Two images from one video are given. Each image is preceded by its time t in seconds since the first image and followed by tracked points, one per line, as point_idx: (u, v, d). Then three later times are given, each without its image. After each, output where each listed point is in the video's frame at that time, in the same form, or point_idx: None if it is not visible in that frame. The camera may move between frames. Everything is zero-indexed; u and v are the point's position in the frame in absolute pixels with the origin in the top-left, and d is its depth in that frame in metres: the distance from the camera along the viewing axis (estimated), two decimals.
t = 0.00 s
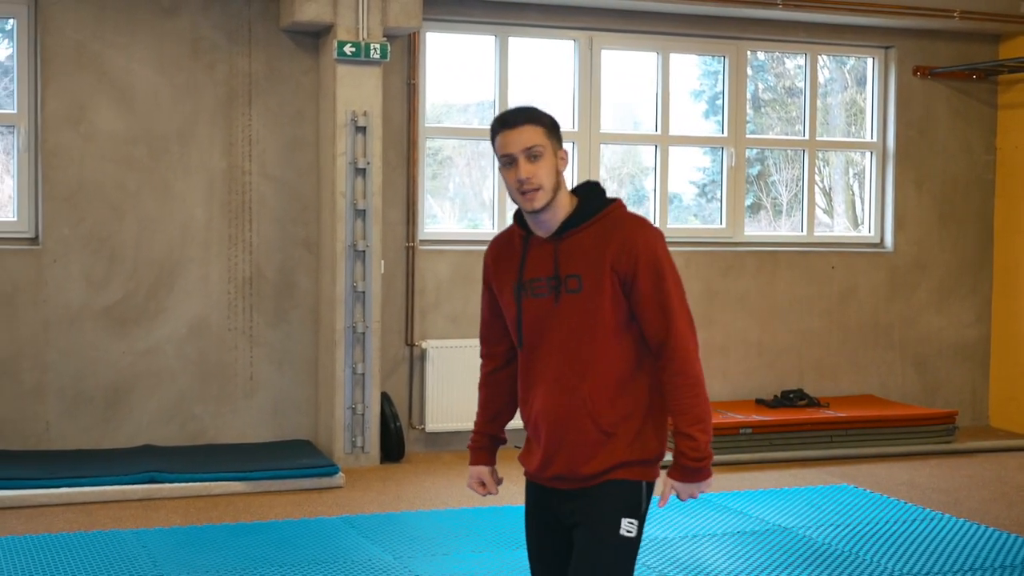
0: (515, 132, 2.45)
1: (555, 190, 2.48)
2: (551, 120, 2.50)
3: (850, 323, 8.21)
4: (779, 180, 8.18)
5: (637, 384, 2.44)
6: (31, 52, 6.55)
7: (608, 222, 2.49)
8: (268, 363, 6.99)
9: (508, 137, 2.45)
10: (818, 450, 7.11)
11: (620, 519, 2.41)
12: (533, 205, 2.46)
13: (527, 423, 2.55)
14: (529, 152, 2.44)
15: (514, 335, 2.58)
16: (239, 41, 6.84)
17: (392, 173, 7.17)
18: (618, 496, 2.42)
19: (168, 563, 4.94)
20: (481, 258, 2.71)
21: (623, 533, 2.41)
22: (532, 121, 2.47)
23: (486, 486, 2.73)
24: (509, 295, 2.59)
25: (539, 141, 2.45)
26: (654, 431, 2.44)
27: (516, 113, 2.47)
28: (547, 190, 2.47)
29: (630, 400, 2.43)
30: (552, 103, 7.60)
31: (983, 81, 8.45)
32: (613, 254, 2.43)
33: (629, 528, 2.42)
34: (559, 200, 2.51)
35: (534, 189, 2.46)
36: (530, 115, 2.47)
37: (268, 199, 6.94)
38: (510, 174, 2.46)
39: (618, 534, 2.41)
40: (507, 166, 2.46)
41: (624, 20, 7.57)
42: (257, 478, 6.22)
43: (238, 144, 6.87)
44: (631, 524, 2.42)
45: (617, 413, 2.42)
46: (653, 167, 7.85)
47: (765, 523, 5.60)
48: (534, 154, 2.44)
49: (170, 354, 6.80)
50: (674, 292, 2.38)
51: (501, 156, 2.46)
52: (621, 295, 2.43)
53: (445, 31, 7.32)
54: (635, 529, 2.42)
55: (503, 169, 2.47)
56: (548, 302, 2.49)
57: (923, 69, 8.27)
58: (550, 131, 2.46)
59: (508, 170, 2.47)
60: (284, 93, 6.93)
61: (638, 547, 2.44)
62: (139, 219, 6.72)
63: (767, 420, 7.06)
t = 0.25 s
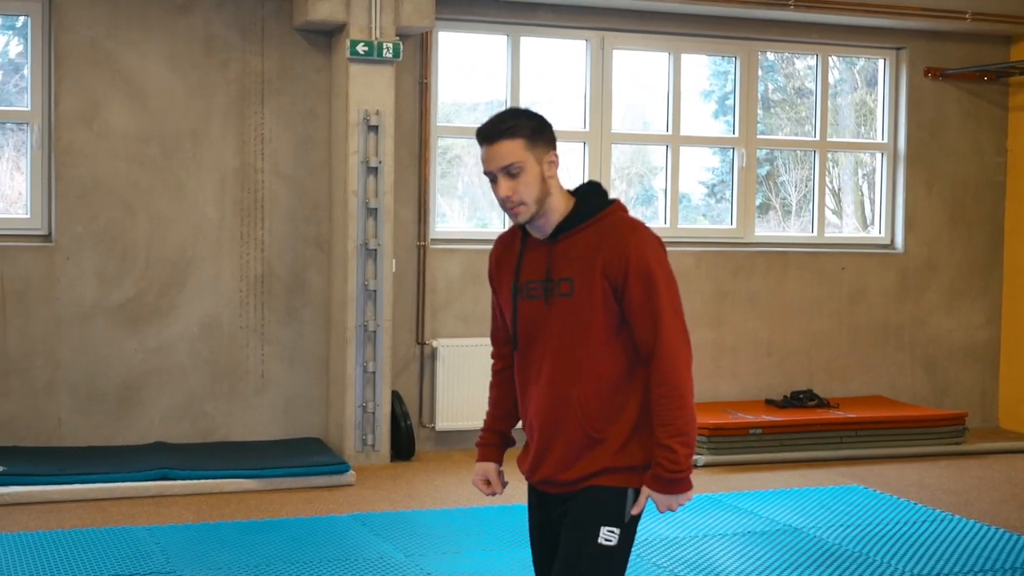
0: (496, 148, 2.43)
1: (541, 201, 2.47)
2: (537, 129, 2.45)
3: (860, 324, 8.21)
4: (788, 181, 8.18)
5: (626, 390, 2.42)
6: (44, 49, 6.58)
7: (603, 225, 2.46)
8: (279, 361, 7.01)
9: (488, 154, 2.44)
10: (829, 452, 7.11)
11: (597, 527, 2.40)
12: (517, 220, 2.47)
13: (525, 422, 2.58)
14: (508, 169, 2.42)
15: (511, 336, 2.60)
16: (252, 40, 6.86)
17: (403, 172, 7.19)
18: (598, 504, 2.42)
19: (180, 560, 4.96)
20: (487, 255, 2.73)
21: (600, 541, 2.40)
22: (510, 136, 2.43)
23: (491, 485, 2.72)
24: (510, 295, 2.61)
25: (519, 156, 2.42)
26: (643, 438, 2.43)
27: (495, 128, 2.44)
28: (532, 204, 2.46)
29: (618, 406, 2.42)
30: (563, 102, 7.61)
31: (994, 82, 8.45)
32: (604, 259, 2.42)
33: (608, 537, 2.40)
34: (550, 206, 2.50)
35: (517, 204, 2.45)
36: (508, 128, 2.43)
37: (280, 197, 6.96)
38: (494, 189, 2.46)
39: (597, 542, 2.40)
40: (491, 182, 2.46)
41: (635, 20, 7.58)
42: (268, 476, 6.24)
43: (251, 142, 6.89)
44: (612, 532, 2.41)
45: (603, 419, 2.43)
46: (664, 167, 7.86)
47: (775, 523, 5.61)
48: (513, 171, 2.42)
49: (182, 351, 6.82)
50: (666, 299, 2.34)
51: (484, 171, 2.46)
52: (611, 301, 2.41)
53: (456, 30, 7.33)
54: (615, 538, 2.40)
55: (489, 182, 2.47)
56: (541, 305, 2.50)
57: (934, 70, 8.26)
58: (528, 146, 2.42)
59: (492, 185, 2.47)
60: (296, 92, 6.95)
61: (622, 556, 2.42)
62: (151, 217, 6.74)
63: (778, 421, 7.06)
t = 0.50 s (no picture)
0: (507, 151, 2.48)
1: (553, 203, 2.51)
2: (548, 131, 2.47)
3: (874, 323, 8.22)
4: (800, 180, 8.18)
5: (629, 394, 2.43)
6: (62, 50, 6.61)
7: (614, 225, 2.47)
8: (296, 360, 7.04)
9: (499, 159, 2.49)
10: (844, 451, 7.12)
11: (605, 531, 2.42)
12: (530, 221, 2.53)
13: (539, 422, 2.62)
14: (518, 174, 2.47)
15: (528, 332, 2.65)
16: (269, 40, 6.88)
17: (419, 172, 7.21)
18: (604, 508, 2.43)
19: (201, 558, 4.98)
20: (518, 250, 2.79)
21: (607, 545, 2.41)
22: (518, 140, 2.47)
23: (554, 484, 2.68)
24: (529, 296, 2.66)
25: (529, 161, 2.46)
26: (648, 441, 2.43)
27: (505, 132, 2.48)
28: (543, 206, 2.50)
29: (622, 408, 2.43)
30: (578, 102, 7.62)
31: (1009, 82, 8.44)
32: (610, 261, 2.43)
33: (614, 540, 2.42)
34: (564, 205, 2.53)
35: (529, 207, 2.50)
36: (517, 132, 2.47)
37: (297, 196, 6.98)
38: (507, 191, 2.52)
39: (603, 545, 2.42)
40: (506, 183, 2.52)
41: (651, 19, 7.59)
42: (286, 474, 6.27)
43: (267, 142, 6.92)
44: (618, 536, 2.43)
45: (607, 420, 2.44)
46: (679, 166, 7.87)
47: (792, 522, 5.62)
48: (523, 176, 2.47)
49: (198, 350, 6.85)
50: (670, 303, 2.32)
51: (498, 173, 2.51)
52: (616, 304, 2.42)
53: (472, 30, 7.34)
54: (621, 542, 2.42)
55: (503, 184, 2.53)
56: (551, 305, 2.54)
57: (949, 70, 8.26)
58: (535, 151, 2.45)
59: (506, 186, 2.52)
60: (312, 91, 6.98)
61: (631, 558, 2.44)
62: (168, 217, 6.76)
63: (792, 420, 7.07)
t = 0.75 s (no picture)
0: (521, 137, 2.51)
1: (559, 194, 2.52)
2: (562, 122, 2.50)
3: (885, 323, 8.23)
4: (809, 180, 8.19)
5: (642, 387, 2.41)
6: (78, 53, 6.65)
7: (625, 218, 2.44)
8: (309, 360, 7.07)
9: (512, 144, 2.53)
10: (856, 450, 7.14)
11: (615, 531, 2.41)
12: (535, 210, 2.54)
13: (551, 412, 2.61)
14: (529, 159, 2.50)
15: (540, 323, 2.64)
16: (283, 41, 6.92)
17: (432, 172, 7.24)
18: (614, 508, 2.42)
19: (219, 556, 5.01)
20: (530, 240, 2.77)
21: (619, 545, 2.41)
22: (532, 126, 2.50)
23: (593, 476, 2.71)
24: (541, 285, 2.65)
25: (540, 148, 2.49)
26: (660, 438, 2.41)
27: (520, 117, 2.52)
28: (548, 195, 2.51)
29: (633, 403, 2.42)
30: (589, 102, 7.63)
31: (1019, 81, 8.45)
32: (624, 254, 2.41)
33: (626, 540, 2.41)
34: (572, 199, 2.53)
35: (535, 195, 2.52)
36: (532, 119, 2.51)
37: (310, 196, 7.01)
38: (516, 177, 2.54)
39: (616, 545, 2.41)
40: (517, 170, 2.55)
41: (662, 19, 7.61)
42: (300, 473, 6.30)
43: (281, 143, 6.95)
44: (630, 534, 2.42)
45: (619, 413, 2.43)
46: (691, 167, 7.89)
47: (805, 520, 5.64)
48: (533, 161, 2.50)
49: (213, 350, 6.88)
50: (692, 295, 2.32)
51: (510, 158, 2.54)
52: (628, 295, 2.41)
53: (484, 30, 7.36)
54: (634, 541, 2.42)
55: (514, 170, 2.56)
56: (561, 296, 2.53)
57: (960, 69, 8.27)
58: (547, 137, 2.48)
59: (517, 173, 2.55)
60: (325, 92, 7.01)
61: (644, 556, 2.43)
62: (182, 217, 6.80)
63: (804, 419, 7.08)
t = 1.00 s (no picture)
0: (568, 123, 2.53)
1: (601, 182, 2.52)
2: (610, 112, 2.52)
3: (895, 325, 8.23)
4: (817, 183, 8.20)
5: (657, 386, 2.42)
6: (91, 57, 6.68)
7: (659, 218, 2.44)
8: (320, 362, 7.08)
9: (559, 129, 2.54)
10: (865, 452, 7.15)
11: (632, 531, 2.43)
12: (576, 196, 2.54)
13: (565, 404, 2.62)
14: (575, 145, 2.51)
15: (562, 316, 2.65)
16: (294, 44, 6.95)
17: (443, 176, 7.25)
18: (630, 509, 2.44)
19: (233, 558, 5.03)
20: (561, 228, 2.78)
21: (636, 546, 2.42)
22: (581, 114, 2.52)
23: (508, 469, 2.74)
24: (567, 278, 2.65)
25: (588, 135, 2.50)
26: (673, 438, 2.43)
27: (570, 105, 2.54)
28: (590, 183, 2.52)
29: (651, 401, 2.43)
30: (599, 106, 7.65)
31: None
32: (647, 254, 2.42)
33: (643, 541, 2.42)
34: (613, 189, 2.54)
35: (578, 181, 2.53)
36: (581, 106, 2.52)
37: (322, 199, 7.03)
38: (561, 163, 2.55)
39: (632, 545, 2.42)
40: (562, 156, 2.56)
41: (671, 22, 7.63)
42: (312, 476, 6.32)
43: (292, 146, 6.97)
44: (646, 536, 2.43)
45: (634, 409, 2.43)
46: (700, 169, 7.89)
47: (818, 522, 5.64)
48: (579, 148, 2.51)
49: (224, 353, 6.89)
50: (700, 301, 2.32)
51: (556, 145, 2.56)
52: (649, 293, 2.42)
53: (494, 34, 7.38)
54: (650, 542, 2.42)
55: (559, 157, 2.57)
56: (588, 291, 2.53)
57: (969, 72, 8.28)
58: (595, 125, 2.49)
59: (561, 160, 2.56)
60: (336, 95, 7.03)
61: (661, 558, 2.43)
62: (194, 220, 6.81)
63: (814, 421, 7.09)
